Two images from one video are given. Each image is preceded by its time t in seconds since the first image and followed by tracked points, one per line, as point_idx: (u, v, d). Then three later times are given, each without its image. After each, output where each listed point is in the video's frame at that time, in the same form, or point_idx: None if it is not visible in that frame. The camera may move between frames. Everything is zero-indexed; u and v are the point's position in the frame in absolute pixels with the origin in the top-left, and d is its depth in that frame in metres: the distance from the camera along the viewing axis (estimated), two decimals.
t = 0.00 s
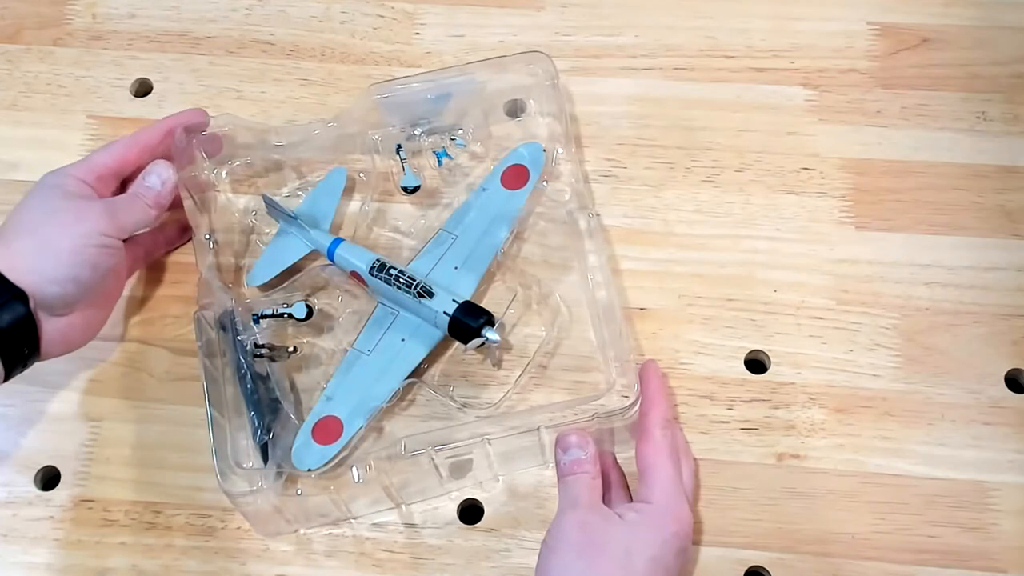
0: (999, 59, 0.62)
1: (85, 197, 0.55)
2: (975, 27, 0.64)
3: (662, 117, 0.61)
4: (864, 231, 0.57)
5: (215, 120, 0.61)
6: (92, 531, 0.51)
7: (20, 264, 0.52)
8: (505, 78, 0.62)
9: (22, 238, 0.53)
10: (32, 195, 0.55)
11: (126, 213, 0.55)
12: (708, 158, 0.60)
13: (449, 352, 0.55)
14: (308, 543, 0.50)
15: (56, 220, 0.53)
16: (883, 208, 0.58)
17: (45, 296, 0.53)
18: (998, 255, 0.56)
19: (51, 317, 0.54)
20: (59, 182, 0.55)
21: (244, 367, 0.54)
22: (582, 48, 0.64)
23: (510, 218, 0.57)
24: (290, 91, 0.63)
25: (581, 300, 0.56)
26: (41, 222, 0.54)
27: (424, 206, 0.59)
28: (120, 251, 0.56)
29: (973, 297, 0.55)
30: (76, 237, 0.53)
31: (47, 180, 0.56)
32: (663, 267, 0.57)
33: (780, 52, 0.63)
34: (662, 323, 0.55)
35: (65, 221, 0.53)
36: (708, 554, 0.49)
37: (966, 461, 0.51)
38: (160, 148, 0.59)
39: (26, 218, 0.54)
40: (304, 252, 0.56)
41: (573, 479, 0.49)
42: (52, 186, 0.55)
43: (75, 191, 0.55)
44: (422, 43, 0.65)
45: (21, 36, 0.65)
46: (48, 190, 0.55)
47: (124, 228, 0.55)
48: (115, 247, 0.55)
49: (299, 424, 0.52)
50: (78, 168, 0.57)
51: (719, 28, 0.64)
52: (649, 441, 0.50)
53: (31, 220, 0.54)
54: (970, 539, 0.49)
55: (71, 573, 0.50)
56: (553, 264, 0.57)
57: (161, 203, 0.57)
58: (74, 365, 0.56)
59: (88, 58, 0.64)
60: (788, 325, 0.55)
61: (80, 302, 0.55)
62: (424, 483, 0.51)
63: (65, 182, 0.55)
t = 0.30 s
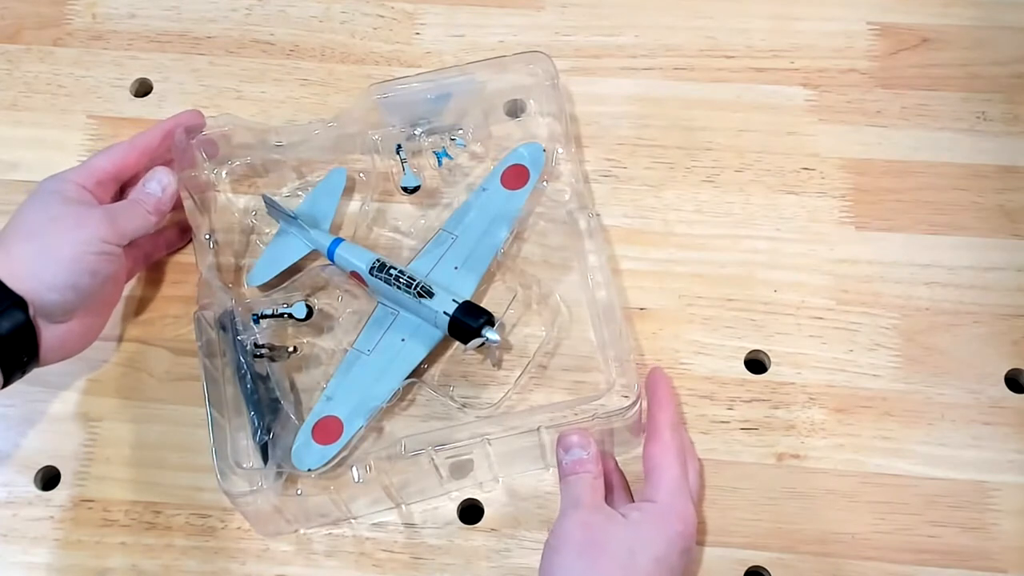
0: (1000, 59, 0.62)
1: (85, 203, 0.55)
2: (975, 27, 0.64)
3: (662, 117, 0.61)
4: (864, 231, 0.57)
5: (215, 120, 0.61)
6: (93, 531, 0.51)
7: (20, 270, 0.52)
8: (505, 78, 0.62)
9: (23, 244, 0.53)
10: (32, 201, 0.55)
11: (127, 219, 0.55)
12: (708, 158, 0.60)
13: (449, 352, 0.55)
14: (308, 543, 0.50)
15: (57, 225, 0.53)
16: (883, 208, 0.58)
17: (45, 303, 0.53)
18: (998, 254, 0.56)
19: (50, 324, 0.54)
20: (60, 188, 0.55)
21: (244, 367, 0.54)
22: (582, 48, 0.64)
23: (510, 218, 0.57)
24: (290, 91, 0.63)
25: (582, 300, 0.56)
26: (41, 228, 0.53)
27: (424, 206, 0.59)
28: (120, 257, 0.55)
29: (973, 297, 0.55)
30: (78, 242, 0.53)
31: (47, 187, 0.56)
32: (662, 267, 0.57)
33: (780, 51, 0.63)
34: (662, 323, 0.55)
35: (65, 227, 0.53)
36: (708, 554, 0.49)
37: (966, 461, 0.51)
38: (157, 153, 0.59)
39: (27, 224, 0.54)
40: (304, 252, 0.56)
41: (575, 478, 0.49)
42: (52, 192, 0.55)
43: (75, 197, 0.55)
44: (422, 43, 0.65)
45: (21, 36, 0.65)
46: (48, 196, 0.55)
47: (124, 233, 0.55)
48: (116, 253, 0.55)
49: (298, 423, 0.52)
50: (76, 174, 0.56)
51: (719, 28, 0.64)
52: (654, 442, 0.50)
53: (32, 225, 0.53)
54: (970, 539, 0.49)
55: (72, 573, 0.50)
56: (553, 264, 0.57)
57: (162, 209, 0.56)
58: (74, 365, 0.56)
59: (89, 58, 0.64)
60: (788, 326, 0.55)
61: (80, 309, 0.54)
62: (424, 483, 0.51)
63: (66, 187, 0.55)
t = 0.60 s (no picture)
0: (1000, 59, 0.62)
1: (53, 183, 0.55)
2: (975, 27, 0.64)
3: (662, 117, 0.61)
4: (864, 231, 0.57)
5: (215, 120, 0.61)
6: (93, 531, 0.51)
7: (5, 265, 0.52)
8: (505, 78, 0.62)
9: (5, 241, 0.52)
10: None
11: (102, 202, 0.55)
12: (708, 158, 0.60)
13: (449, 352, 0.55)
14: (308, 543, 0.50)
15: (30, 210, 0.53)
16: (884, 208, 0.58)
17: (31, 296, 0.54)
18: (998, 254, 0.56)
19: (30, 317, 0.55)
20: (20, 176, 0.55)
21: (243, 367, 0.54)
22: (583, 48, 0.64)
23: (510, 218, 0.57)
24: (290, 90, 0.63)
25: (582, 300, 0.56)
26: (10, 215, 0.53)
27: (424, 206, 0.59)
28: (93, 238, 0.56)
29: (973, 297, 0.55)
30: (57, 233, 0.53)
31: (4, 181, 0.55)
32: (663, 267, 0.57)
33: (780, 52, 0.64)
34: (662, 323, 0.55)
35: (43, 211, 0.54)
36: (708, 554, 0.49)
37: (966, 460, 0.51)
38: (114, 130, 0.58)
39: None
40: (304, 252, 0.56)
41: (590, 487, 0.49)
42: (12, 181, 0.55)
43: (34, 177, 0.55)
44: (423, 43, 0.65)
45: (21, 35, 0.65)
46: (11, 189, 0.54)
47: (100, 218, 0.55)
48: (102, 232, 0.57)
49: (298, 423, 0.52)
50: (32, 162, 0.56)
51: (719, 28, 0.64)
52: (674, 454, 0.50)
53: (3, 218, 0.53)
54: (970, 539, 0.49)
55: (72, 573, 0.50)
56: (553, 264, 0.57)
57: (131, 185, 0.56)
58: (74, 365, 0.56)
59: (89, 58, 0.64)
60: (788, 326, 0.55)
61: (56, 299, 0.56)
62: (424, 483, 0.52)
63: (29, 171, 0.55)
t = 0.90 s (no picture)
0: (1000, 59, 0.62)
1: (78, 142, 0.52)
2: (974, 26, 0.64)
3: (662, 117, 0.61)
4: (864, 231, 0.57)
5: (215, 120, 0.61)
6: (93, 530, 0.51)
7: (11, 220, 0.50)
8: (505, 78, 0.62)
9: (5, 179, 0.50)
10: None
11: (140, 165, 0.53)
12: (708, 158, 0.60)
13: (449, 352, 0.55)
14: (308, 543, 0.51)
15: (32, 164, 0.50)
16: (884, 208, 0.58)
17: None
18: (998, 254, 0.56)
19: None
20: (19, 109, 0.51)
21: (243, 367, 0.54)
22: (583, 48, 0.64)
23: (510, 218, 0.57)
24: (290, 90, 0.63)
25: (582, 300, 0.56)
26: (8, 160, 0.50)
27: (423, 206, 0.59)
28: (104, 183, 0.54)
29: (973, 297, 0.55)
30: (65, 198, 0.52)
31: None
32: (663, 267, 0.57)
33: (780, 52, 0.64)
34: (662, 323, 0.55)
35: (32, 181, 0.49)
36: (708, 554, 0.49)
37: (966, 460, 0.51)
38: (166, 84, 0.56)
39: None
40: (304, 252, 0.57)
41: (595, 515, 0.48)
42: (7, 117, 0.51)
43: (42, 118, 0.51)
44: (423, 43, 0.65)
45: (21, 36, 0.65)
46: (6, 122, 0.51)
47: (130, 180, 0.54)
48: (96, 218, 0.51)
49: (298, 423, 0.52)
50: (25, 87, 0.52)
51: (719, 28, 0.64)
52: (686, 486, 0.49)
53: None
54: (970, 539, 0.49)
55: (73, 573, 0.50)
56: (553, 264, 0.57)
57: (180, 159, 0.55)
58: (74, 364, 0.56)
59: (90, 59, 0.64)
60: (788, 326, 0.55)
61: None
62: (423, 483, 0.51)
63: (33, 112, 0.51)
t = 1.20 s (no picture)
0: (1000, 59, 0.62)
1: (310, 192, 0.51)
2: (975, 26, 0.64)
3: (662, 117, 0.61)
4: (864, 231, 0.57)
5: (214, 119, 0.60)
6: (93, 530, 0.51)
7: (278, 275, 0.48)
8: (505, 78, 0.62)
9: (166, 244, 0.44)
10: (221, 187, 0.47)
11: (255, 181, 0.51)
12: (708, 158, 0.60)
13: (449, 352, 0.55)
14: (308, 543, 0.51)
15: (266, 269, 0.47)
16: (884, 208, 0.58)
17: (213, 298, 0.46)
18: (998, 254, 0.56)
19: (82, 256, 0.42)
20: (271, 200, 0.47)
21: (244, 367, 0.54)
22: (582, 48, 0.64)
23: (510, 218, 0.57)
24: (290, 91, 0.63)
25: (582, 300, 0.55)
26: (233, 252, 0.46)
27: (423, 206, 0.59)
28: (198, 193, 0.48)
29: (973, 297, 0.55)
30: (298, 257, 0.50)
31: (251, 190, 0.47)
32: (663, 267, 0.57)
33: (780, 52, 0.64)
34: (661, 323, 0.55)
35: (278, 281, 0.48)
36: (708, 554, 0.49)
37: (966, 461, 0.51)
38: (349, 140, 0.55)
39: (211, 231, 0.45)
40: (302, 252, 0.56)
41: (585, 522, 0.48)
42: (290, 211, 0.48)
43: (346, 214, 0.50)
44: (422, 44, 0.65)
45: (20, 36, 0.65)
46: (256, 214, 0.47)
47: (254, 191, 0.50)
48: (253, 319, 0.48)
49: (298, 423, 0.52)
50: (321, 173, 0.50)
51: (719, 28, 0.64)
52: (682, 493, 0.49)
53: (216, 238, 0.45)
54: (970, 539, 0.49)
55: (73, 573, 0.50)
56: (553, 263, 0.57)
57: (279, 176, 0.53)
58: (75, 364, 0.56)
59: (90, 59, 0.64)
60: (788, 326, 0.55)
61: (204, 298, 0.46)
62: (423, 483, 0.51)
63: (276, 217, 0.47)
